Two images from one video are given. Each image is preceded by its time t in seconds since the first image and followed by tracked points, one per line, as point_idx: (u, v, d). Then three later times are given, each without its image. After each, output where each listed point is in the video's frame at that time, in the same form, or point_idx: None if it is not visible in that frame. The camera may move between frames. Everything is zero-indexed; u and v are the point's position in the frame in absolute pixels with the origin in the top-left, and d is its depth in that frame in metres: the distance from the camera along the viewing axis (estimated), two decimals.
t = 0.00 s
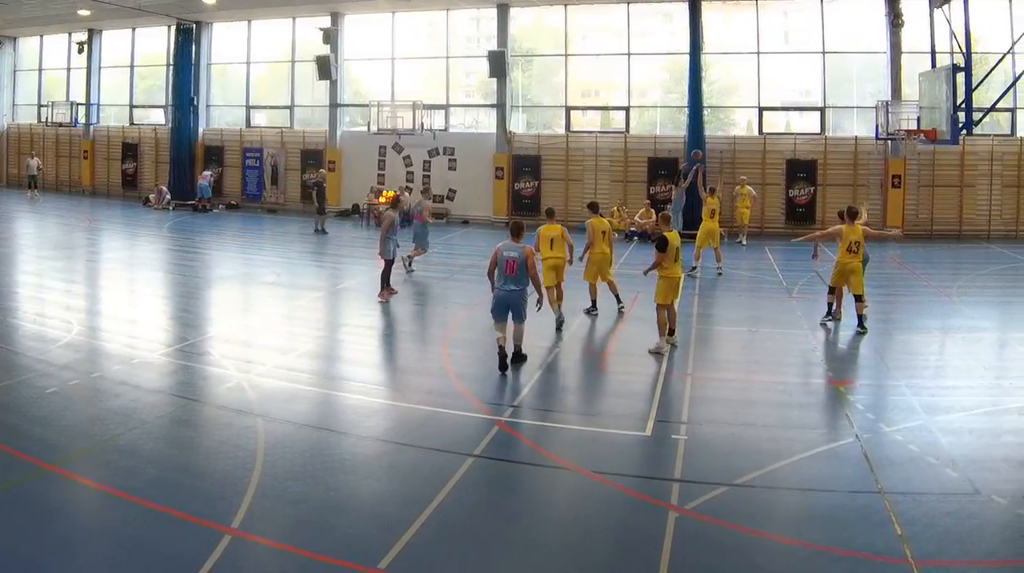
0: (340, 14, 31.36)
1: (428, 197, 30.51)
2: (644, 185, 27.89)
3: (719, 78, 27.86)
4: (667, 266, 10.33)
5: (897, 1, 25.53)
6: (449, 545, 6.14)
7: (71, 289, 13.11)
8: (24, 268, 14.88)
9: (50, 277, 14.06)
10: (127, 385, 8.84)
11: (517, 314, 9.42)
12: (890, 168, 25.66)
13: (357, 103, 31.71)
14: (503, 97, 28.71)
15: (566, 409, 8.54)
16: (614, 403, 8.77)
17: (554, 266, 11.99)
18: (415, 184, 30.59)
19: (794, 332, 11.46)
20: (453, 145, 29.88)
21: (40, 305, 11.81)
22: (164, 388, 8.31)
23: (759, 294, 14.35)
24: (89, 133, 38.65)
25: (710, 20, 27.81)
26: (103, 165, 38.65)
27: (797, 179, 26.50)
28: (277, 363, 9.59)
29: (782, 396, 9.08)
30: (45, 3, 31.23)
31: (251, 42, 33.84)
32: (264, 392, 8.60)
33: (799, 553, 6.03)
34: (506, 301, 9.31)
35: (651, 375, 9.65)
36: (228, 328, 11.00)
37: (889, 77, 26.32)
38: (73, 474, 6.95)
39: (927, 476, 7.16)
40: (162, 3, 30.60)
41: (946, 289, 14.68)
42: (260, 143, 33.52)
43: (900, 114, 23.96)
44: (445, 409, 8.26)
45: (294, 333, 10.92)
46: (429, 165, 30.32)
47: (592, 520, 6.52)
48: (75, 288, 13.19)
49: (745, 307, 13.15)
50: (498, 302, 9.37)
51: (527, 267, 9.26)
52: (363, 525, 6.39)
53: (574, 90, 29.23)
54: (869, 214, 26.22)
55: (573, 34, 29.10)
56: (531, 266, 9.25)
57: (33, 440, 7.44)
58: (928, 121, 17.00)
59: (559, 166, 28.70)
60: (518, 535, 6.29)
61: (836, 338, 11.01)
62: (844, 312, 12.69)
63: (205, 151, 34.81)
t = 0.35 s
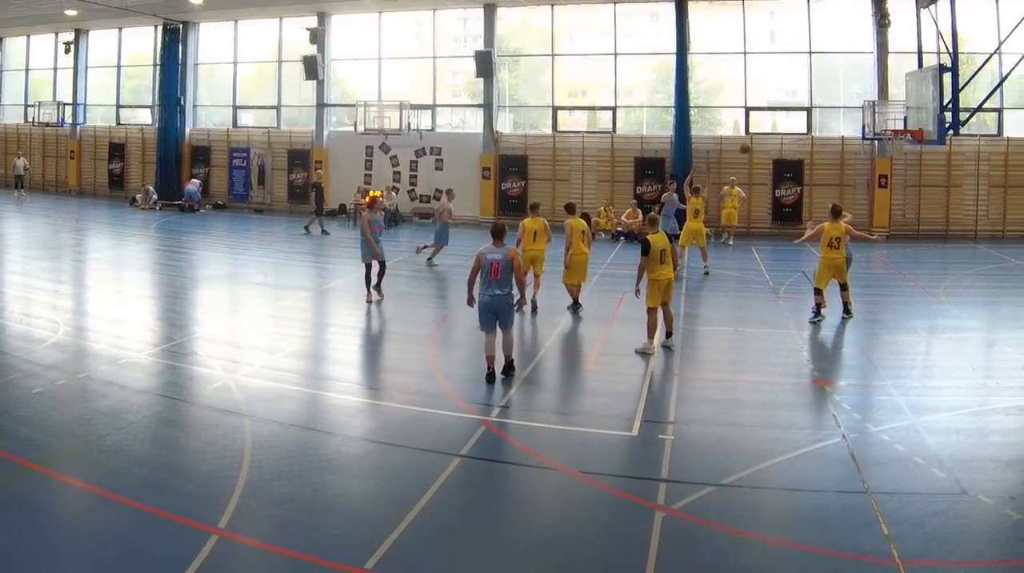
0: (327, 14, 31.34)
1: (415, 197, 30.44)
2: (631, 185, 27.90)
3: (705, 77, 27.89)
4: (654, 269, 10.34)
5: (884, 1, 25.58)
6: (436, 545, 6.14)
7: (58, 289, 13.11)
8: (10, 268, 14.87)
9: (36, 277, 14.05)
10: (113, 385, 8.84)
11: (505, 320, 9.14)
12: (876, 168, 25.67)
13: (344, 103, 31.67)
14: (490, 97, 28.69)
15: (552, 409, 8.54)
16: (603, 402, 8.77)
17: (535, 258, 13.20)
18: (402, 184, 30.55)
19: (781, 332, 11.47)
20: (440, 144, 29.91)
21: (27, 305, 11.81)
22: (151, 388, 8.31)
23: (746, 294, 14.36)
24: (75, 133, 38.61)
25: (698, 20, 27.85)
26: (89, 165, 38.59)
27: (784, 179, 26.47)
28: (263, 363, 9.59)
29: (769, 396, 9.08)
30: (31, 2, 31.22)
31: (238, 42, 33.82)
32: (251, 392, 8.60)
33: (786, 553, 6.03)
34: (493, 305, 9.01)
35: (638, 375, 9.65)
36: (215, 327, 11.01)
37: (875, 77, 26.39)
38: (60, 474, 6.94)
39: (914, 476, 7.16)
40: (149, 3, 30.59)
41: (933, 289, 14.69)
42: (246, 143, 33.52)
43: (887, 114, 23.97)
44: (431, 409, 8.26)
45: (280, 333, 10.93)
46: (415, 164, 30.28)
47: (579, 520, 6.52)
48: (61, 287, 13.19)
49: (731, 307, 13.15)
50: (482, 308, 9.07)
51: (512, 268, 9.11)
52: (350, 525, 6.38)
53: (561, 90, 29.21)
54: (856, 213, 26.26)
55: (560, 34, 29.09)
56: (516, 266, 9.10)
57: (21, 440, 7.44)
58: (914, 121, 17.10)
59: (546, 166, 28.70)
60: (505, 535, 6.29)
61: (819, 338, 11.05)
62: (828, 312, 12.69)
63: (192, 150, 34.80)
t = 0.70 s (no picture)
0: (314, 14, 31.34)
1: (401, 197, 30.46)
2: (618, 184, 27.93)
3: (692, 77, 27.89)
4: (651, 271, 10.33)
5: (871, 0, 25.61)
6: (423, 545, 6.14)
7: (44, 288, 13.10)
8: None
9: (22, 277, 14.05)
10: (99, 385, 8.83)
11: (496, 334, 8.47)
12: (864, 168, 25.82)
13: (331, 103, 31.69)
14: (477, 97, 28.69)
15: (537, 409, 8.54)
16: (590, 402, 8.77)
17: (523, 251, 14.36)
18: (389, 183, 30.54)
19: (768, 332, 11.47)
20: (428, 144, 29.87)
21: (13, 305, 11.80)
22: (137, 388, 8.30)
23: (732, 294, 14.38)
24: (62, 133, 38.60)
25: (685, 20, 27.86)
26: (76, 165, 38.57)
27: (771, 179, 26.48)
28: (248, 364, 9.59)
29: (756, 396, 9.07)
30: (18, 3, 31.19)
31: (224, 42, 33.80)
32: (236, 392, 8.60)
33: (772, 554, 6.02)
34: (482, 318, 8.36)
35: (624, 375, 9.66)
36: (202, 327, 11.01)
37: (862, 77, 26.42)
38: (46, 474, 6.94)
39: (901, 477, 7.15)
40: (135, 3, 30.56)
41: (919, 289, 14.71)
42: (233, 142, 33.53)
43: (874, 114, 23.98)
44: (418, 408, 8.26)
45: (265, 333, 10.92)
46: (402, 164, 30.30)
47: (566, 520, 6.51)
48: (48, 287, 13.19)
49: (718, 308, 13.14)
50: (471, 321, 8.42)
51: (503, 278, 8.42)
52: (337, 525, 6.38)
53: (548, 90, 29.19)
54: (842, 216, 26.31)
55: (547, 34, 29.07)
56: (508, 276, 8.42)
57: (6, 440, 7.42)
58: (902, 122, 17.11)
59: (533, 166, 28.72)
60: (491, 535, 6.29)
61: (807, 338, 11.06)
62: (812, 312, 12.71)
63: (178, 150, 34.80)
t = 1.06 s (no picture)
0: (299, 14, 31.31)
1: (387, 197, 30.51)
2: (603, 184, 27.92)
3: (677, 78, 27.89)
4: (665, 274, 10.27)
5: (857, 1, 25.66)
6: (409, 545, 6.14)
7: (29, 289, 13.10)
8: None
9: (7, 277, 14.05)
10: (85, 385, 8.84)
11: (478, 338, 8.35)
12: (849, 168, 25.80)
13: (316, 103, 31.65)
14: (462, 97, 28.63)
15: (522, 409, 8.55)
16: (575, 403, 8.77)
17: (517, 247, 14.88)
18: (374, 184, 30.60)
19: (753, 332, 11.46)
20: (413, 145, 29.99)
21: None
22: (123, 388, 8.31)
23: (719, 294, 14.39)
24: (48, 133, 38.55)
25: (670, 20, 27.86)
26: (62, 165, 38.52)
27: (756, 179, 26.51)
28: (234, 364, 9.60)
29: (740, 396, 9.07)
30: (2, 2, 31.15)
31: (209, 42, 33.76)
32: (222, 392, 8.61)
33: (757, 553, 6.02)
34: (465, 322, 8.25)
35: (611, 375, 9.66)
36: (188, 327, 11.02)
37: (847, 78, 26.49)
38: (32, 474, 6.93)
39: (885, 476, 7.16)
40: (120, 2, 30.57)
41: (904, 289, 14.72)
42: (218, 143, 33.51)
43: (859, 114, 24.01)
44: (403, 409, 8.26)
45: (250, 333, 10.93)
46: (387, 165, 30.36)
47: (551, 520, 6.51)
48: (33, 287, 13.19)
49: (704, 307, 13.13)
50: (452, 324, 8.30)
51: (487, 281, 8.32)
52: (322, 525, 6.38)
53: (533, 90, 29.17)
54: (828, 215, 26.35)
55: (533, 34, 29.07)
56: (492, 280, 8.33)
57: None
58: (888, 122, 17.78)
59: (518, 166, 28.69)
60: (476, 535, 6.29)
61: (796, 338, 11.06)
62: (798, 311, 12.72)
63: (164, 151, 34.77)
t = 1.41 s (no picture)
0: (286, 14, 31.30)
1: (374, 197, 30.55)
2: (591, 184, 27.88)
3: (664, 78, 27.90)
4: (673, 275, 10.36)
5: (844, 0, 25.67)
6: (395, 546, 6.14)
7: (16, 289, 13.11)
8: None
9: None
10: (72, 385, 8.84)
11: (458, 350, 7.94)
12: (836, 168, 25.86)
13: (303, 103, 31.63)
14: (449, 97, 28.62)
15: (508, 409, 8.55)
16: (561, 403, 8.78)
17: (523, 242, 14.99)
18: (361, 184, 30.66)
19: (740, 332, 11.47)
20: (399, 145, 30.03)
21: None
22: (110, 388, 8.30)
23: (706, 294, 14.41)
24: (35, 133, 38.52)
25: (657, 20, 27.87)
26: (49, 165, 38.49)
27: (743, 179, 26.51)
28: (220, 364, 9.60)
29: (726, 396, 9.07)
30: None
31: (196, 42, 33.72)
32: (208, 392, 8.61)
33: (743, 554, 6.01)
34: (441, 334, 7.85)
35: (598, 375, 9.67)
36: (175, 327, 11.02)
37: (834, 77, 26.50)
38: (18, 474, 6.93)
39: (871, 476, 7.17)
40: (107, 2, 30.57)
41: (891, 288, 14.72)
42: (205, 143, 33.51)
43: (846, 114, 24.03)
44: (389, 409, 8.26)
45: (236, 333, 10.93)
46: (375, 164, 30.41)
47: (538, 520, 6.51)
48: (20, 287, 13.19)
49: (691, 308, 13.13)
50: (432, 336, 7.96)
51: (462, 291, 7.79)
52: (309, 526, 6.38)
53: (520, 89, 29.20)
54: (814, 215, 26.39)
55: (519, 34, 29.09)
56: (467, 289, 7.78)
57: None
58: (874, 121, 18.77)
59: (504, 166, 28.75)
60: (463, 535, 6.29)
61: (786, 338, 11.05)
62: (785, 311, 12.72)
63: (151, 151, 34.75)
